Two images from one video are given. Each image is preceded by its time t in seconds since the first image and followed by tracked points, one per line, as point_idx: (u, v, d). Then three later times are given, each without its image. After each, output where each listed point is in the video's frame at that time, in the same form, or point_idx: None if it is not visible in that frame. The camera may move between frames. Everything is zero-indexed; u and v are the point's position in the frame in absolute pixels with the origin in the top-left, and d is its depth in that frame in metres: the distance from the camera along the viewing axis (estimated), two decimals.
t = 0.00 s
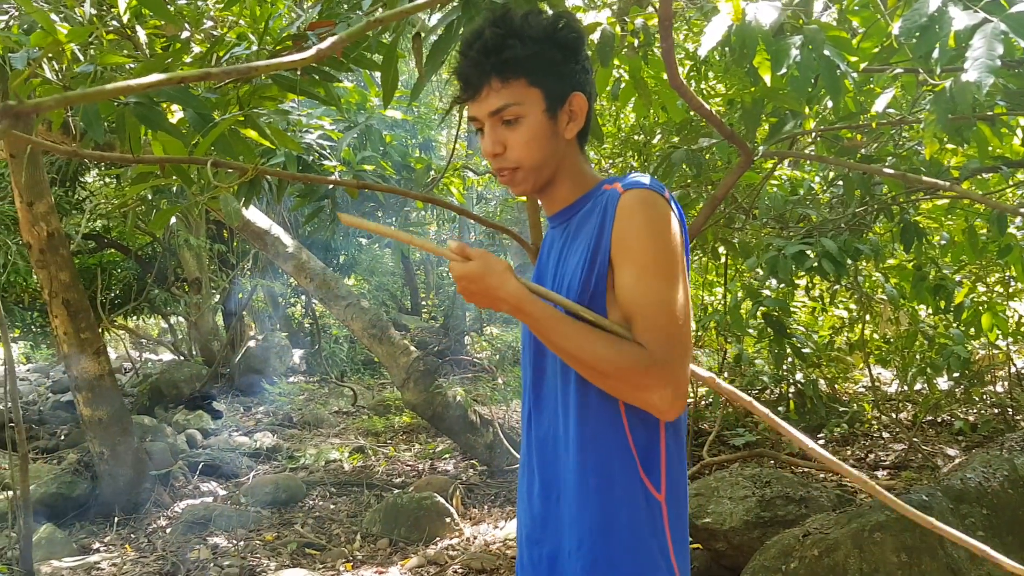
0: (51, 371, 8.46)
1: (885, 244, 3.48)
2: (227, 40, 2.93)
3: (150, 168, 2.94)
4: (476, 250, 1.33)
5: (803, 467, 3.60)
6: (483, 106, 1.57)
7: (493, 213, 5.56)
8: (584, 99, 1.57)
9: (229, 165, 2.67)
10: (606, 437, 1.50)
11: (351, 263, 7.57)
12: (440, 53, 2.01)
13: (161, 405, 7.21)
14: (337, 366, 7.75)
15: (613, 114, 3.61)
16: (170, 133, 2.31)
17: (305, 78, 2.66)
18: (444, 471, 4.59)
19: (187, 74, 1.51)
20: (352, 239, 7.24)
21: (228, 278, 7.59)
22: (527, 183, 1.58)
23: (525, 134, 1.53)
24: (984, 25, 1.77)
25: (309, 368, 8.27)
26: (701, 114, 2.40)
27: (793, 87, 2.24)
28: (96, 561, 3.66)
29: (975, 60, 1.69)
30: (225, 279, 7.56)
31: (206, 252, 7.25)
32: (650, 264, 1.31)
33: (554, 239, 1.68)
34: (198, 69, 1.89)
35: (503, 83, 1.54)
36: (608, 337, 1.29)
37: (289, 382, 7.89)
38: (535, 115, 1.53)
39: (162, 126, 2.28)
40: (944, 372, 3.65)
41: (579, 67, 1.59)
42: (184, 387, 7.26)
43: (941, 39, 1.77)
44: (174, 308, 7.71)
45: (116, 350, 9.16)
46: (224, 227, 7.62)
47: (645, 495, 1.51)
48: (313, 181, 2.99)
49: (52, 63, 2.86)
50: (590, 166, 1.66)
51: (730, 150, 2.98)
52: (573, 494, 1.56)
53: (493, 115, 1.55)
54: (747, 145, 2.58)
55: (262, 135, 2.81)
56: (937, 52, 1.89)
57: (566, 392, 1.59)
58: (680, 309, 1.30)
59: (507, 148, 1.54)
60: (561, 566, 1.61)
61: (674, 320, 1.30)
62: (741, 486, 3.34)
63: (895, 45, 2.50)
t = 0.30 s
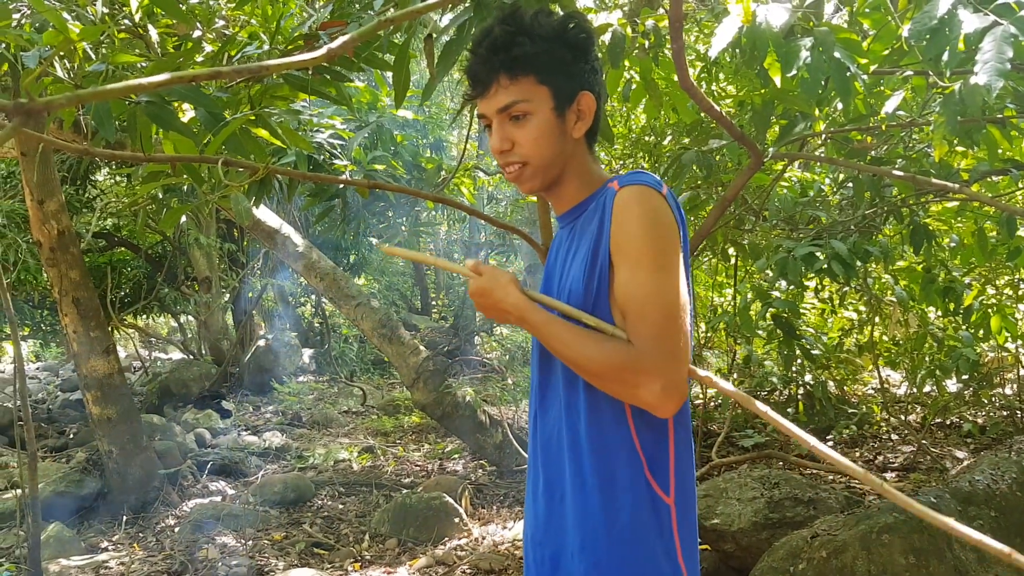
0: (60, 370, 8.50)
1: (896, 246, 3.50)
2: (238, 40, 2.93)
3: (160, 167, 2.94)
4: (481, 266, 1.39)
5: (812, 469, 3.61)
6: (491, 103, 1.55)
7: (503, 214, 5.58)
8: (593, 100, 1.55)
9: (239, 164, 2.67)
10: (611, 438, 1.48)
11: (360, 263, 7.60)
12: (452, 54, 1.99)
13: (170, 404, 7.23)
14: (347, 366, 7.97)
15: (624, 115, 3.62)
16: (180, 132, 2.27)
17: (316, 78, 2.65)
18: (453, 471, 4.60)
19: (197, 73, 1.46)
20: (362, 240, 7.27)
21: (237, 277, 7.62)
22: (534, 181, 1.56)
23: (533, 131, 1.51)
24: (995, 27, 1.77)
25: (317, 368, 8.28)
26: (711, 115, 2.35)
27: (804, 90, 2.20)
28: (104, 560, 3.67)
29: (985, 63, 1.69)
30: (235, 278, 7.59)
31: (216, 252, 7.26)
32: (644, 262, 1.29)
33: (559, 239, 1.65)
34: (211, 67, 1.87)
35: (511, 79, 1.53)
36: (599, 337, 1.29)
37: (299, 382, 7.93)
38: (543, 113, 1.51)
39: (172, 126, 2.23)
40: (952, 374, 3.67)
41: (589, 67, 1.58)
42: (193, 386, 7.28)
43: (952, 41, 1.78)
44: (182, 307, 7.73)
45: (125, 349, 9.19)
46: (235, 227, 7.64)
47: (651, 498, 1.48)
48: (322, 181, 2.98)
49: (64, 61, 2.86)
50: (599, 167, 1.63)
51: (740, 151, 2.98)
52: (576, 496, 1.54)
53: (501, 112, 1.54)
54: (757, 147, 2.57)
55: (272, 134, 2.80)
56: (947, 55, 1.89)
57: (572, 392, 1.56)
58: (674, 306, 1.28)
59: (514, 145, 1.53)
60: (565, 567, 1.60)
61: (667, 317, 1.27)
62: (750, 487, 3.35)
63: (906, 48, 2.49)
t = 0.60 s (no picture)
0: (62, 369, 8.52)
1: (898, 249, 3.51)
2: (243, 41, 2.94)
3: (164, 167, 2.94)
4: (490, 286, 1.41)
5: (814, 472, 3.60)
6: (492, 103, 1.56)
7: (505, 216, 5.60)
8: (594, 100, 1.55)
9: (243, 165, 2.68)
10: (622, 442, 1.48)
11: (363, 265, 7.62)
12: (456, 57, 1.99)
13: (172, 404, 7.23)
14: (349, 367, 7.81)
15: (627, 117, 3.63)
16: (185, 133, 2.28)
17: (321, 79, 2.65)
18: (454, 473, 4.61)
19: (203, 74, 1.46)
20: (365, 242, 7.29)
21: (240, 278, 7.64)
22: (535, 182, 1.56)
23: (534, 131, 1.51)
24: (997, 30, 1.76)
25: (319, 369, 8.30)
26: (714, 118, 2.36)
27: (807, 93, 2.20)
28: (106, 559, 3.67)
29: (988, 66, 1.69)
30: (238, 279, 7.61)
31: (219, 253, 7.29)
32: (650, 261, 1.30)
33: (564, 241, 1.64)
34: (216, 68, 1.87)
35: (512, 79, 1.54)
36: (613, 342, 1.30)
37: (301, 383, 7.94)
38: (544, 113, 1.52)
39: (177, 127, 2.24)
40: (955, 378, 3.67)
41: (590, 68, 1.58)
42: (195, 387, 7.29)
43: (954, 45, 1.77)
44: (185, 308, 7.75)
45: (127, 349, 9.21)
46: (237, 228, 7.67)
47: (664, 501, 1.47)
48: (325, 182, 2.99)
49: (69, 62, 2.87)
50: (601, 168, 1.63)
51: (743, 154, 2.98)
52: (583, 498, 1.51)
53: (502, 112, 1.55)
54: (759, 149, 2.56)
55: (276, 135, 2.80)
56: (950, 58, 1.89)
57: (582, 396, 1.55)
58: (686, 303, 1.27)
59: (515, 144, 1.53)
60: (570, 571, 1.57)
61: (678, 313, 1.27)
62: (751, 490, 3.35)
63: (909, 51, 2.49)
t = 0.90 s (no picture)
0: (66, 369, 8.54)
1: (902, 252, 3.51)
2: (247, 41, 2.93)
3: (169, 168, 2.94)
4: (504, 289, 1.35)
5: (817, 475, 3.60)
6: (491, 110, 1.57)
7: (509, 218, 5.61)
8: (593, 102, 1.55)
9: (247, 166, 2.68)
10: (633, 443, 1.45)
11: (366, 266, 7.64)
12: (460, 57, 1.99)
13: (175, 404, 7.20)
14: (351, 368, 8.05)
15: (630, 120, 3.63)
16: (190, 134, 2.27)
17: (325, 80, 2.65)
18: (457, 474, 4.62)
19: (208, 76, 1.47)
20: (367, 243, 7.30)
21: (243, 279, 7.66)
22: (538, 186, 1.55)
23: (534, 135, 1.51)
24: (1002, 34, 1.75)
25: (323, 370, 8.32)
26: (717, 120, 2.35)
27: (811, 96, 2.19)
28: (109, 558, 3.68)
29: (993, 69, 1.68)
30: (241, 279, 7.63)
31: (222, 253, 7.31)
32: (680, 265, 1.29)
33: (569, 244, 1.62)
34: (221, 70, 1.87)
35: (510, 85, 1.54)
36: (646, 348, 1.28)
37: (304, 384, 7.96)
38: (544, 116, 1.52)
39: (182, 128, 2.24)
40: (958, 382, 3.66)
41: (587, 69, 1.58)
42: (198, 387, 7.28)
43: (959, 48, 1.76)
44: (189, 308, 7.78)
45: (131, 349, 9.25)
46: (241, 229, 7.69)
47: (674, 502, 1.45)
48: (328, 183, 2.98)
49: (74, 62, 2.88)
50: (604, 170, 1.62)
51: (746, 156, 2.98)
52: (593, 500, 1.49)
53: (502, 118, 1.55)
54: (763, 152, 2.56)
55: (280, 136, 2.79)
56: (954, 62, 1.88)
57: (592, 398, 1.52)
58: (718, 306, 1.28)
59: (516, 150, 1.53)
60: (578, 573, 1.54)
61: (714, 317, 1.27)
62: (753, 493, 3.35)
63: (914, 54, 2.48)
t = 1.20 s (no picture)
0: (66, 369, 8.54)
1: (902, 254, 3.51)
2: (247, 42, 2.93)
3: (170, 168, 2.95)
4: (514, 293, 1.34)
5: (817, 477, 3.60)
6: (478, 128, 1.57)
7: (510, 219, 5.61)
8: (575, 98, 1.51)
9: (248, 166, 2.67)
10: (643, 445, 1.45)
11: (367, 266, 7.64)
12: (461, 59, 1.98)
13: (175, 404, 7.20)
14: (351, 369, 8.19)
15: (631, 121, 3.63)
16: (190, 135, 2.27)
17: (325, 81, 2.64)
18: (456, 475, 4.62)
19: (212, 77, 1.48)
20: (368, 243, 7.31)
21: (243, 279, 7.67)
22: (539, 193, 1.55)
23: (522, 145, 1.50)
24: (1004, 35, 1.75)
25: (323, 370, 8.32)
26: (718, 121, 2.35)
27: (812, 97, 2.18)
28: (109, 558, 3.69)
29: (994, 71, 1.68)
30: (241, 280, 7.64)
31: (222, 253, 7.32)
32: (693, 270, 1.29)
33: (578, 241, 1.62)
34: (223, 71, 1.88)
35: (489, 101, 1.55)
36: (656, 354, 1.29)
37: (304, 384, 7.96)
38: (527, 124, 1.50)
39: (182, 128, 2.24)
40: (959, 383, 3.67)
41: (564, 67, 1.55)
42: (198, 387, 7.26)
43: (960, 49, 1.76)
44: (189, 308, 7.78)
45: (132, 349, 9.26)
46: (241, 229, 7.71)
47: (684, 505, 1.44)
48: (328, 183, 2.98)
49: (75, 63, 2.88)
50: (604, 164, 1.59)
51: (747, 158, 2.98)
52: (602, 502, 1.48)
53: (490, 134, 1.55)
54: (764, 153, 2.55)
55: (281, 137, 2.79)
56: (955, 63, 1.88)
57: (603, 399, 1.51)
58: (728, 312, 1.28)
59: (508, 163, 1.52)
60: None
61: (726, 323, 1.28)
62: (753, 494, 3.35)
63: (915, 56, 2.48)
